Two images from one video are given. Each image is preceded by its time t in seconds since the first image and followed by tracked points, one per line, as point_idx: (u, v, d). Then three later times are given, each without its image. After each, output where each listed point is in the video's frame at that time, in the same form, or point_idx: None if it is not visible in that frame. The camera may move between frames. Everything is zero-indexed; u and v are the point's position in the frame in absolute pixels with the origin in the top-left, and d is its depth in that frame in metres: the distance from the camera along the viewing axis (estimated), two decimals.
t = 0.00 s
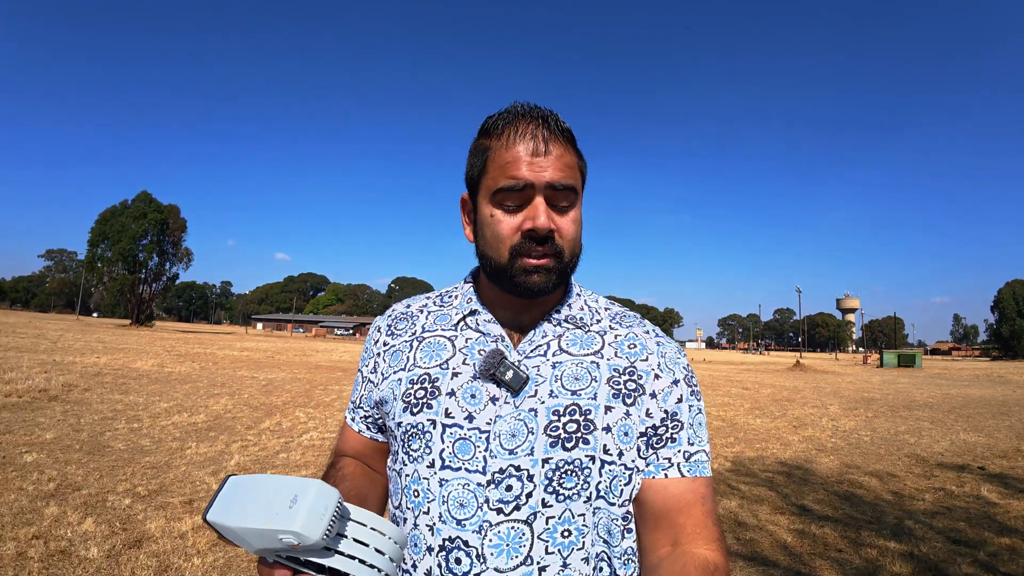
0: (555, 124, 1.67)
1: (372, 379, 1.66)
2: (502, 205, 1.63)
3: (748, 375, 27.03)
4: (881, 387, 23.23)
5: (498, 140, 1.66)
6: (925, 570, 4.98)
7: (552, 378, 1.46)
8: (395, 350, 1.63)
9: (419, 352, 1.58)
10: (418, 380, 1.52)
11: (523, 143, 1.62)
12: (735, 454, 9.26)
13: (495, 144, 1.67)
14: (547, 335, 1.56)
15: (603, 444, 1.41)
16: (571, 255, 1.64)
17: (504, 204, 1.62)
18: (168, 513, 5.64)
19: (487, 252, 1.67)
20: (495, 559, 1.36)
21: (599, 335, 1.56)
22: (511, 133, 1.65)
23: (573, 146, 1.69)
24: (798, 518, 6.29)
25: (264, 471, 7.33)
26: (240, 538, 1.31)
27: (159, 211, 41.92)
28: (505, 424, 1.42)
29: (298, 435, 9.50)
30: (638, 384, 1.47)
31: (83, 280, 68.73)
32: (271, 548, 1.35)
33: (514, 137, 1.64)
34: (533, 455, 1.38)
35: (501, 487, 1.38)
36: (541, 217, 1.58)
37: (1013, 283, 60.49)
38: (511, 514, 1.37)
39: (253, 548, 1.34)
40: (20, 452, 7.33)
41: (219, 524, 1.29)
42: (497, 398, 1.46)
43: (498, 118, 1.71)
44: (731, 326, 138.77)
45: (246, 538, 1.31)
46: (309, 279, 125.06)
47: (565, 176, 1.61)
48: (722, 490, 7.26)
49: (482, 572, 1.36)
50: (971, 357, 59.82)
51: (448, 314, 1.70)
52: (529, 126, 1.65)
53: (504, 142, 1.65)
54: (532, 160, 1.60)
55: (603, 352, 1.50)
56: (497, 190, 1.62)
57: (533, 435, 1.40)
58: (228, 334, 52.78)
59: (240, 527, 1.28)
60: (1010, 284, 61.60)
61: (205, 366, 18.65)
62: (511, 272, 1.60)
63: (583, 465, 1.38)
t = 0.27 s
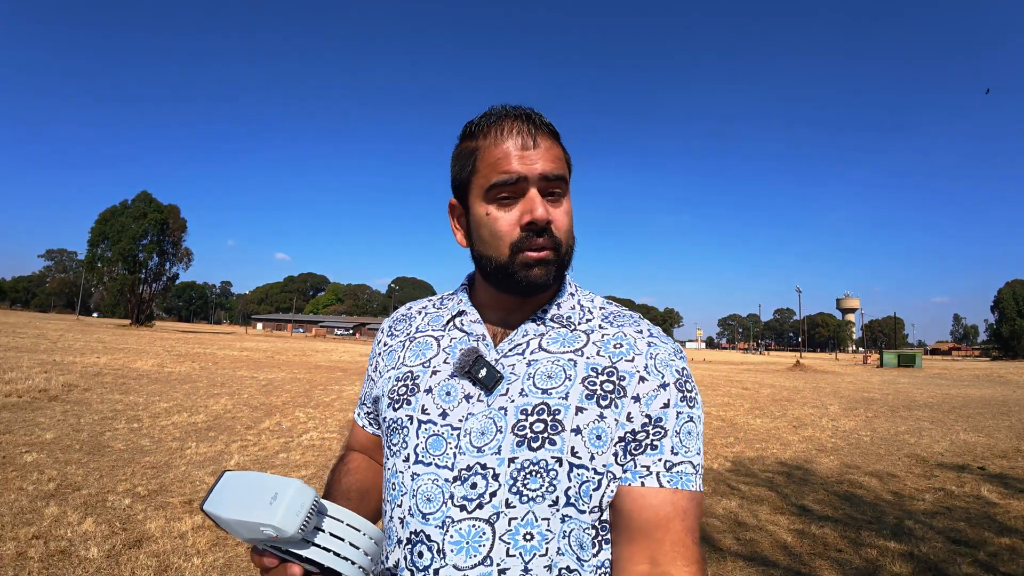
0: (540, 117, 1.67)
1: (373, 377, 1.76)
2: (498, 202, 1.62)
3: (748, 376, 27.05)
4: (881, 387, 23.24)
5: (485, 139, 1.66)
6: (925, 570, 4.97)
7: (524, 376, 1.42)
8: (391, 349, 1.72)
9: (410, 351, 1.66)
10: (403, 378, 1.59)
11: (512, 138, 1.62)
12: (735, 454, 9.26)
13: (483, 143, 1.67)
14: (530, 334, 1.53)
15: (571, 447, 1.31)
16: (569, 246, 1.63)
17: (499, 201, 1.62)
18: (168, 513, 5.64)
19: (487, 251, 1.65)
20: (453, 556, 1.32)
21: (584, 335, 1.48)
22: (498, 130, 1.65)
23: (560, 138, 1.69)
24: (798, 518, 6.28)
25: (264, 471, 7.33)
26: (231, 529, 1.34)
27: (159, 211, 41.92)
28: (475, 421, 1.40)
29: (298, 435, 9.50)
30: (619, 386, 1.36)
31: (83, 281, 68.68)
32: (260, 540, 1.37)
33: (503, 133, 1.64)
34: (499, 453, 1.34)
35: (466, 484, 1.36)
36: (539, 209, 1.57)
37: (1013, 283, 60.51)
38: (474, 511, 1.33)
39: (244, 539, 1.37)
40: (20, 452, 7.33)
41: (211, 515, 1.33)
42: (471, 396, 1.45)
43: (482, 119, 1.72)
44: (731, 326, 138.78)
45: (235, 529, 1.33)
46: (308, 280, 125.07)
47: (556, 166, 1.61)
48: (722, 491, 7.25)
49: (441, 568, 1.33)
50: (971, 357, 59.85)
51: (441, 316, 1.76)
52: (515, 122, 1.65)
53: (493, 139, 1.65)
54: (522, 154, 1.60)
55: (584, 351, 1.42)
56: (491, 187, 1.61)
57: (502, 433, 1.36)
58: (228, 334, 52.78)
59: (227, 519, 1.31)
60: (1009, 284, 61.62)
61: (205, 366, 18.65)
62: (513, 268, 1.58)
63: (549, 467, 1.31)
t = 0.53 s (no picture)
0: (539, 120, 1.67)
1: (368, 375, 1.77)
2: (492, 204, 1.62)
3: (748, 376, 27.03)
4: (881, 387, 23.23)
5: (484, 141, 1.66)
6: (925, 570, 4.97)
7: (515, 380, 1.43)
8: (387, 347, 1.73)
9: (405, 349, 1.66)
10: (397, 376, 1.60)
11: (509, 140, 1.62)
12: (735, 454, 9.26)
13: (481, 144, 1.67)
14: (523, 338, 1.53)
15: (559, 452, 1.32)
16: (564, 249, 1.63)
17: (494, 202, 1.62)
18: (168, 513, 5.64)
19: (481, 252, 1.66)
20: (438, 556, 1.32)
21: (578, 340, 1.49)
22: (496, 133, 1.65)
23: (558, 141, 1.68)
24: (798, 518, 6.28)
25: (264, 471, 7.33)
26: (224, 523, 1.34)
27: (159, 211, 41.91)
28: (465, 423, 1.41)
29: (298, 435, 9.51)
30: (609, 392, 1.37)
31: (83, 281, 68.66)
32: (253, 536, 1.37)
33: (500, 136, 1.64)
34: (487, 456, 1.35)
35: (454, 485, 1.36)
36: (533, 212, 1.58)
37: (1013, 283, 60.50)
38: (460, 513, 1.33)
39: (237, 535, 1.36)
40: (20, 452, 7.33)
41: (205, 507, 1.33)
42: (462, 397, 1.46)
43: (482, 120, 1.72)
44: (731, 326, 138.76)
45: (229, 524, 1.32)
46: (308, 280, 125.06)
47: (553, 170, 1.60)
48: (722, 491, 7.25)
49: (425, 568, 1.33)
50: (971, 357, 59.83)
51: (436, 315, 1.77)
52: (513, 124, 1.65)
53: (490, 142, 1.65)
54: (518, 156, 1.59)
55: (576, 357, 1.43)
56: (486, 189, 1.62)
57: (491, 436, 1.37)
58: (227, 334, 52.79)
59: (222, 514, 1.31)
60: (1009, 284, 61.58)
61: (205, 366, 18.64)
62: (506, 270, 1.59)
63: (536, 471, 1.31)
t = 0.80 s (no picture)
0: (558, 122, 1.68)
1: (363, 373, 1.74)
2: (501, 196, 1.63)
3: (748, 376, 27.04)
4: (881, 387, 23.23)
5: (501, 134, 1.66)
6: (925, 570, 4.98)
7: (516, 379, 1.42)
8: (383, 343, 1.71)
9: (402, 346, 1.64)
10: (394, 372, 1.57)
11: (526, 137, 1.62)
12: (735, 454, 9.26)
13: (498, 137, 1.67)
14: (521, 336, 1.53)
15: (560, 451, 1.33)
16: (565, 250, 1.63)
17: (503, 195, 1.62)
18: (168, 513, 5.64)
19: (484, 242, 1.66)
20: (439, 553, 1.33)
21: (575, 340, 1.49)
22: (513, 128, 1.65)
23: (575, 145, 1.69)
24: (798, 518, 6.28)
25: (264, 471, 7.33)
26: (241, 528, 1.29)
27: (159, 211, 41.92)
28: (465, 421, 1.40)
29: (298, 435, 9.51)
30: (607, 392, 1.37)
31: (83, 281, 68.66)
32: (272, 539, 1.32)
33: (517, 132, 1.64)
34: (488, 454, 1.35)
35: (454, 482, 1.36)
36: (539, 210, 1.58)
37: (1013, 283, 60.51)
38: (460, 510, 1.34)
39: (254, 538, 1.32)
40: (20, 452, 7.33)
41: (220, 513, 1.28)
42: (462, 395, 1.45)
43: (505, 114, 1.72)
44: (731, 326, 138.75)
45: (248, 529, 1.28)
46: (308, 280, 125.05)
47: (564, 172, 1.61)
48: (722, 491, 7.25)
49: (426, 565, 1.34)
50: (971, 357, 59.83)
51: (434, 311, 1.75)
52: (532, 122, 1.65)
53: (506, 136, 1.65)
54: (533, 154, 1.60)
55: (574, 357, 1.43)
56: (497, 181, 1.62)
57: (491, 435, 1.36)
58: (228, 334, 52.80)
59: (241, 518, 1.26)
60: (1009, 284, 61.57)
61: (205, 366, 18.64)
62: (506, 262, 1.60)
63: (536, 469, 1.32)
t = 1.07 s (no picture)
0: (555, 122, 1.67)
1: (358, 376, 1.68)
2: (494, 195, 1.62)
3: (748, 375, 27.04)
4: (881, 387, 23.23)
5: (498, 133, 1.66)
6: (925, 570, 4.97)
7: (522, 383, 1.41)
8: (378, 346, 1.64)
9: (399, 348, 1.58)
10: (393, 376, 1.51)
11: (522, 136, 1.62)
12: (735, 454, 9.26)
13: (494, 135, 1.67)
14: (523, 338, 1.52)
15: (569, 454, 1.34)
16: (558, 251, 1.62)
17: (497, 194, 1.61)
18: (168, 513, 5.64)
19: (476, 241, 1.65)
20: (445, 558, 1.31)
21: (577, 342, 1.49)
22: (510, 126, 1.65)
23: (572, 147, 1.69)
24: (798, 518, 6.28)
25: (264, 471, 7.33)
26: None
27: (159, 211, 41.90)
28: (471, 424, 1.38)
29: (298, 435, 9.51)
30: (614, 396, 1.39)
31: (83, 281, 68.62)
32: None
33: (513, 130, 1.64)
34: (496, 458, 1.33)
35: (460, 486, 1.33)
36: (532, 210, 1.57)
37: (1013, 283, 60.52)
38: (467, 514, 1.32)
39: None
40: (20, 452, 7.33)
41: None
42: (466, 397, 1.41)
43: (501, 112, 1.72)
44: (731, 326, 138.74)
45: None
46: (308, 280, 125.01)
47: (559, 173, 1.61)
48: (722, 491, 7.25)
49: (431, 570, 1.31)
50: (971, 357, 59.84)
51: (429, 313, 1.70)
52: (529, 121, 1.65)
53: (502, 134, 1.64)
54: (529, 153, 1.59)
55: (578, 360, 1.44)
56: (492, 180, 1.61)
57: (498, 438, 1.35)
58: (228, 334, 52.81)
59: None
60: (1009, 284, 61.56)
61: (205, 366, 18.64)
62: (497, 261, 1.58)
63: (545, 472, 1.32)
